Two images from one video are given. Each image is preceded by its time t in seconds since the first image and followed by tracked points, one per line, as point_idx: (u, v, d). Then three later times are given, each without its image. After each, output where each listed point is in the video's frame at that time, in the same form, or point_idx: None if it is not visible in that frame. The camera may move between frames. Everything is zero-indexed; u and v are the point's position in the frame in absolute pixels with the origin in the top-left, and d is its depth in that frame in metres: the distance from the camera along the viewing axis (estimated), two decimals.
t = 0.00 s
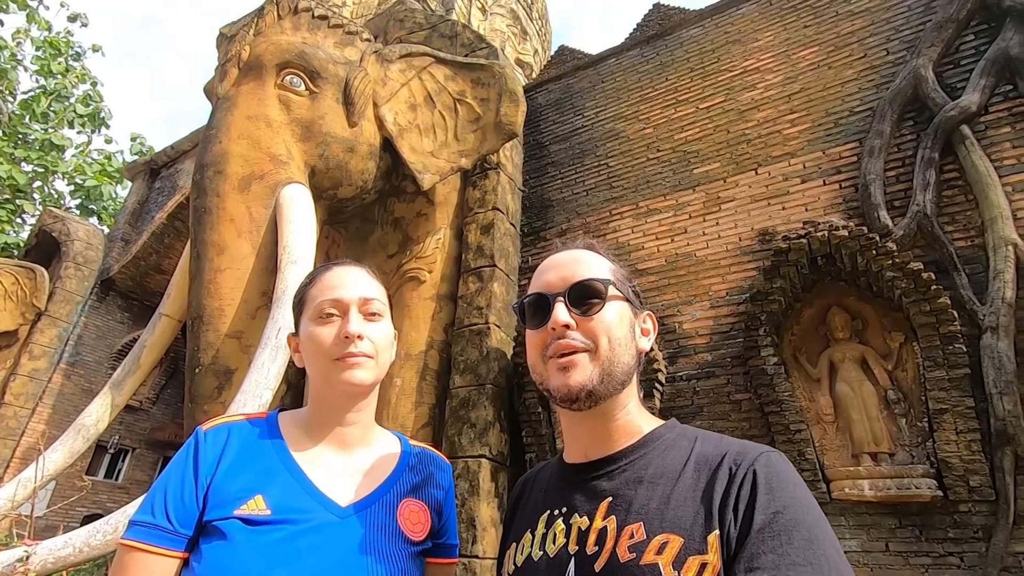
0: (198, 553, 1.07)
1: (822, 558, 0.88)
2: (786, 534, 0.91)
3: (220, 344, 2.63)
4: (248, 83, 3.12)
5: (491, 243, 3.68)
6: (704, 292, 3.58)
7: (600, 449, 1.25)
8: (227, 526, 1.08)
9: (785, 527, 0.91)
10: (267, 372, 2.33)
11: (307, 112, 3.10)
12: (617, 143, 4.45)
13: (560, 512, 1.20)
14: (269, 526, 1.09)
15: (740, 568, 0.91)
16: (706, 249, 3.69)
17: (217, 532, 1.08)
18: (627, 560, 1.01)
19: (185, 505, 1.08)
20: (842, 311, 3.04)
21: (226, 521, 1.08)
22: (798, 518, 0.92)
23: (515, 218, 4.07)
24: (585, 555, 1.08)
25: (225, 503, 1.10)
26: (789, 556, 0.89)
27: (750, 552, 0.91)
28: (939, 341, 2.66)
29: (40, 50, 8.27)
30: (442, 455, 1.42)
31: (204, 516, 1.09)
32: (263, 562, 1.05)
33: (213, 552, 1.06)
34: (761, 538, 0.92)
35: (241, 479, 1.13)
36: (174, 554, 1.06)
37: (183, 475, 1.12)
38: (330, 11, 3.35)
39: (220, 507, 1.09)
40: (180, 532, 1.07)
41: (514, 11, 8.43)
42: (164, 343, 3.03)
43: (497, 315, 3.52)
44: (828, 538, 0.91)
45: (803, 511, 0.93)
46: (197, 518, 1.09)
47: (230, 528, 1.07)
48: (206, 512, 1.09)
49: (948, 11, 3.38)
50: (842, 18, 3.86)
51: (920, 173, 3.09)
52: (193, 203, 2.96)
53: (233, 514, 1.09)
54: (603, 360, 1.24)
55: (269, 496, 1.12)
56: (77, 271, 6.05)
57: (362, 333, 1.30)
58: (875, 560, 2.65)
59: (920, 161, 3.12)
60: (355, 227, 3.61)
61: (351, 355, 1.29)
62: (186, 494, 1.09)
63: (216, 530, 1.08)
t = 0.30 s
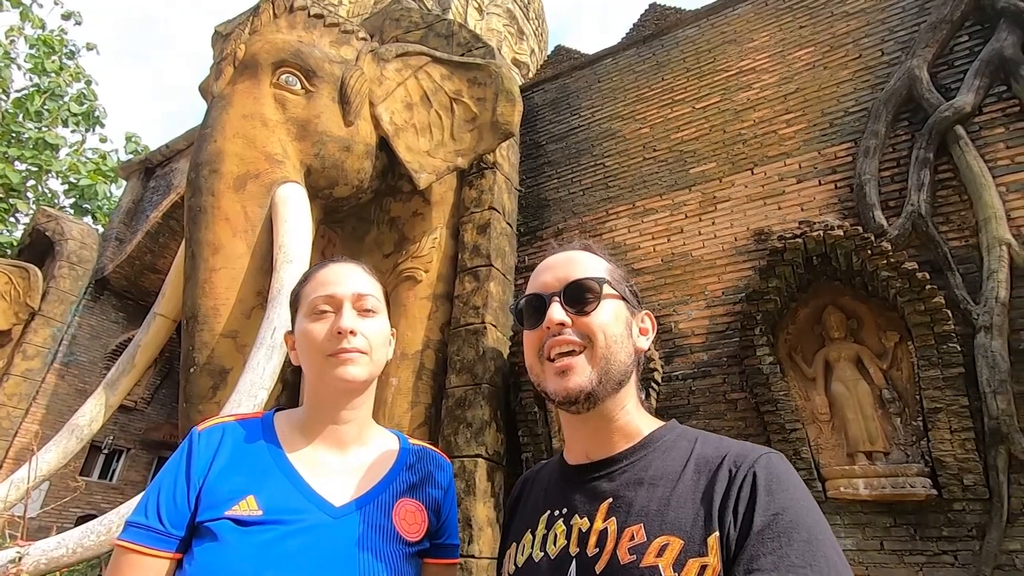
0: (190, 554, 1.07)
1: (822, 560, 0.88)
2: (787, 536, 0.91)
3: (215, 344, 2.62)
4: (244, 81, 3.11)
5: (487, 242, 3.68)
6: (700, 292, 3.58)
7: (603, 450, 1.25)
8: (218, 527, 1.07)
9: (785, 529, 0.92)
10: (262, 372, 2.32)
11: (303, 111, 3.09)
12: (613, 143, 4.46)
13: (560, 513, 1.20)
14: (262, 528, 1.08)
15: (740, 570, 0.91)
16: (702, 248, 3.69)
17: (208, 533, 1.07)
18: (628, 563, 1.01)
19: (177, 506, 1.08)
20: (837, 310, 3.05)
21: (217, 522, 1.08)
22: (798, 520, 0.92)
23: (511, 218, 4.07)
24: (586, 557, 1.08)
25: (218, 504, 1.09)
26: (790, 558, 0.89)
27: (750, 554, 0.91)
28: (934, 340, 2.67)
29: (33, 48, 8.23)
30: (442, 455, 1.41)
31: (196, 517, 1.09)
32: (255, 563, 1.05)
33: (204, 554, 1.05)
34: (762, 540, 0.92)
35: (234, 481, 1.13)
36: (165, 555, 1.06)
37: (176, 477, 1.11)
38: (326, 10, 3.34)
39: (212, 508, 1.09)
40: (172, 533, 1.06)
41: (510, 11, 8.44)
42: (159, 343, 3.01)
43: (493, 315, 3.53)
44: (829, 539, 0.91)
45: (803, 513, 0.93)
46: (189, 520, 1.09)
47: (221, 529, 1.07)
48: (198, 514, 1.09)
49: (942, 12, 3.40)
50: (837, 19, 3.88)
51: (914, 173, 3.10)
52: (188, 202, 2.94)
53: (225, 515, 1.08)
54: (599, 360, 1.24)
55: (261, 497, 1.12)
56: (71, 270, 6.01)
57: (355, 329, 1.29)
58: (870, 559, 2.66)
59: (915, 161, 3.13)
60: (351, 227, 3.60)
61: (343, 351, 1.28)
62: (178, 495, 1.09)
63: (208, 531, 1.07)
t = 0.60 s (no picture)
0: (182, 562, 1.05)
1: (826, 562, 0.87)
2: (790, 537, 0.90)
3: (209, 344, 2.61)
4: (238, 80, 3.09)
5: (483, 243, 3.67)
6: (696, 293, 3.58)
7: (603, 449, 1.23)
8: (211, 536, 1.06)
9: (788, 530, 0.91)
10: (256, 373, 2.31)
11: (299, 109, 3.07)
12: (610, 143, 4.45)
13: (558, 509, 1.20)
14: (255, 535, 1.07)
15: (741, 570, 0.90)
16: (699, 249, 3.69)
17: (200, 541, 1.06)
18: (625, 558, 1.00)
19: (169, 514, 1.07)
20: (833, 312, 3.05)
21: (209, 530, 1.06)
22: (800, 522, 0.92)
23: (507, 218, 4.06)
24: (583, 552, 1.08)
25: (211, 511, 1.08)
26: (793, 560, 0.88)
27: (752, 555, 0.90)
28: (929, 343, 2.67)
29: (27, 44, 8.18)
30: (439, 459, 1.40)
31: (187, 525, 1.08)
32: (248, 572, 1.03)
33: (196, 562, 1.04)
34: (764, 541, 0.91)
35: (227, 487, 1.11)
36: (157, 564, 1.04)
37: (168, 485, 1.10)
38: (322, 8, 3.32)
39: (205, 516, 1.08)
40: (163, 542, 1.05)
41: (508, 11, 8.43)
42: (152, 343, 2.99)
43: (489, 315, 3.52)
44: (831, 542, 0.91)
45: (805, 515, 0.93)
46: (181, 528, 1.07)
47: (214, 538, 1.06)
48: (190, 522, 1.07)
49: (939, 14, 3.40)
50: (834, 21, 3.87)
51: (910, 176, 3.10)
52: (182, 201, 2.92)
53: (218, 523, 1.07)
54: (601, 364, 1.23)
55: (255, 504, 1.11)
56: (65, 268, 5.97)
57: (356, 332, 1.28)
58: (864, 561, 2.66)
59: (911, 163, 3.13)
60: (347, 226, 3.58)
61: (344, 354, 1.27)
62: (170, 503, 1.08)
63: (200, 540, 1.06)
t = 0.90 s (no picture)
0: (183, 552, 1.05)
1: (822, 556, 0.88)
2: (785, 532, 0.91)
3: (206, 340, 2.60)
4: (237, 76, 3.09)
5: (481, 240, 3.68)
6: (694, 292, 3.59)
7: (601, 445, 1.24)
8: (213, 525, 1.06)
9: (784, 524, 0.91)
10: (254, 369, 2.30)
11: (297, 106, 3.07)
12: (608, 142, 4.46)
13: (557, 505, 1.21)
14: (256, 526, 1.07)
15: (738, 565, 0.91)
16: (697, 248, 3.70)
17: (202, 531, 1.06)
18: (622, 555, 1.01)
19: (171, 504, 1.07)
20: (830, 311, 3.06)
21: (211, 520, 1.06)
22: (796, 516, 0.92)
23: (506, 216, 4.07)
24: (581, 548, 1.08)
25: (212, 502, 1.08)
26: (789, 554, 0.88)
27: (749, 549, 0.91)
28: (925, 342, 2.68)
29: (24, 40, 8.15)
30: (437, 452, 1.40)
31: (189, 515, 1.08)
32: (249, 563, 1.03)
33: (199, 551, 1.04)
34: (760, 536, 0.91)
35: (228, 477, 1.11)
36: (158, 554, 1.04)
37: (169, 473, 1.10)
38: (321, 5, 3.32)
39: (206, 506, 1.08)
40: (165, 531, 1.05)
41: (507, 9, 8.43)
42: (148, 339, 2.98)
43: (487, 313, 3.52)
44: (827, 536, 0.91)
45: (801, 510, 0.93)
46: (183, 518, 1.07)
47: (216, 528, 1.06)
48: (192, 511, 1.07)
49: (937, 14, 3.41)
50: (833, 20, 3.88)
51: (908, 176, 3.11)
52: (179, 197, 2.92)
53: (219, 513, 1.07)
54: (631, 375, 1.23)
55: (256, 495, 1.11)
56: (61, 265, 5.95)
57: (364, 327, 1.29)
58: (860, 559, 2.67)
59: (908, 162, 3.14)
60: (345, 223, 3.58)
61: (351, 349, 1.28)
62: (171, 492, 1.07)
63: (202, 529, 1.06)
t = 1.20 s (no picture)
0: (179, 554, 1.05)
1: (825, 559, 0.88)
2: (788, 535, 0.90)
3: (202, 340, 2.59)
4: (233, 75, 3.07)
5: (478, 241, 3.67)
6: (691, 293, 3.60)
7: (605, 446, 1.24)
8: (210, 527, 1.05)
9: (787, 527, 0.91)
10: (250, 369, 2.29)
11: (294, 106, 3.06)
12: (606, 143, 4.46)
13: (560, 506, 1.20)
14: (255, 527, 1.06)
15: (741, 568, 0.90)
16: (694, 249, 3.71)
17: (199, 532, 1.05)
18: (624, 558, 1.01)
19: (167, 505, 1.06)
20: (826, 312, 3.07)
21: (209, 521, 1.06)
22: (799, 519, 0.92)
23: (503, 216, 4.06)
24: (583, 550, 1.08)
25: (209, 503, 1.07)
26: (792, 557, 0.88)
27: (752, 553, 0.91)
28: (921, 343, 2.69)
29: (19, 39, 8.11)
30: (437, 451, 1.40)
31: (185, 516, 1.07)
32: (247, 565, 1.03)
33: (196, 553, 1.03)
34: (763, 539, 0.91)
35: (225, 477, 1.10)
36: (154, 556, 1.04)
37: (164, 473, 1.09)
38: (318, 5, 3.31)
39: (202, 507, 1.07)
40: (160, 533, 1.04)
41: (504, 10, 8.43)
42: (143, 339, 2.96)
43: (484, 313, 3.51)
44: (831, 538, 0.91)
45: (804, 512, 0.93)
46: (179, 519, 1.07)
47: (213, 529, 1.05)
48: (188, 512, 1.07)
49: (932, 17, 3.43)
50: (829, 23, 3.90)
51: (903, 177, 3.13)
52: (175, 196, 2.90)
53: (217, 515, 1.06)
54: (634, 374, 1.23)
55: (254, 495, 1.10)
56: (55, 264, 5.91)
57: (366, 326, 1.29)
58: (856, 559, 2.68)
59: (904, 164, 3.15)
60: (342, 223, 3.57)
61: (353, 348, 1.27)
62: (167, 493, 1.06)
63: (199, 531, 1.05)
